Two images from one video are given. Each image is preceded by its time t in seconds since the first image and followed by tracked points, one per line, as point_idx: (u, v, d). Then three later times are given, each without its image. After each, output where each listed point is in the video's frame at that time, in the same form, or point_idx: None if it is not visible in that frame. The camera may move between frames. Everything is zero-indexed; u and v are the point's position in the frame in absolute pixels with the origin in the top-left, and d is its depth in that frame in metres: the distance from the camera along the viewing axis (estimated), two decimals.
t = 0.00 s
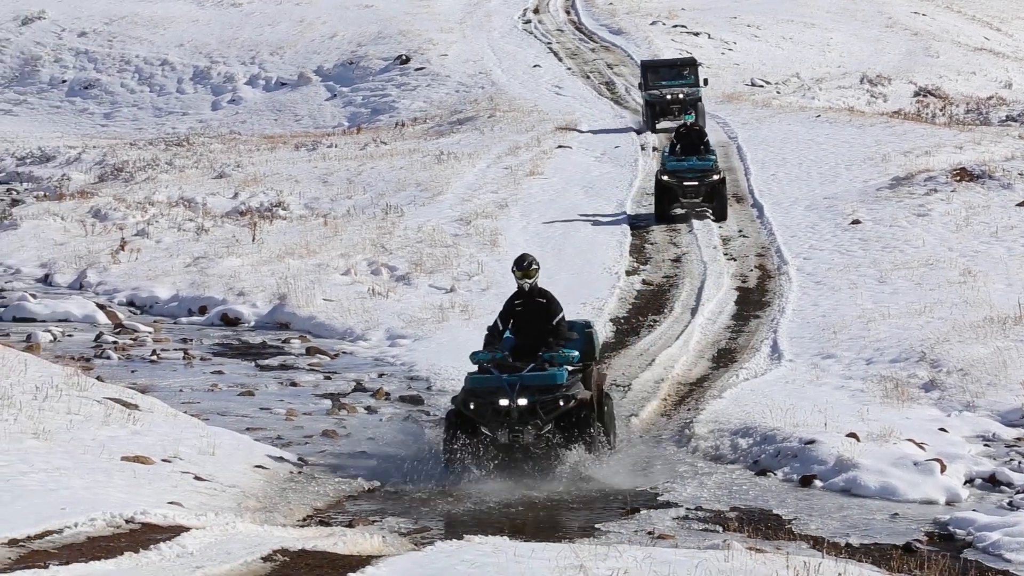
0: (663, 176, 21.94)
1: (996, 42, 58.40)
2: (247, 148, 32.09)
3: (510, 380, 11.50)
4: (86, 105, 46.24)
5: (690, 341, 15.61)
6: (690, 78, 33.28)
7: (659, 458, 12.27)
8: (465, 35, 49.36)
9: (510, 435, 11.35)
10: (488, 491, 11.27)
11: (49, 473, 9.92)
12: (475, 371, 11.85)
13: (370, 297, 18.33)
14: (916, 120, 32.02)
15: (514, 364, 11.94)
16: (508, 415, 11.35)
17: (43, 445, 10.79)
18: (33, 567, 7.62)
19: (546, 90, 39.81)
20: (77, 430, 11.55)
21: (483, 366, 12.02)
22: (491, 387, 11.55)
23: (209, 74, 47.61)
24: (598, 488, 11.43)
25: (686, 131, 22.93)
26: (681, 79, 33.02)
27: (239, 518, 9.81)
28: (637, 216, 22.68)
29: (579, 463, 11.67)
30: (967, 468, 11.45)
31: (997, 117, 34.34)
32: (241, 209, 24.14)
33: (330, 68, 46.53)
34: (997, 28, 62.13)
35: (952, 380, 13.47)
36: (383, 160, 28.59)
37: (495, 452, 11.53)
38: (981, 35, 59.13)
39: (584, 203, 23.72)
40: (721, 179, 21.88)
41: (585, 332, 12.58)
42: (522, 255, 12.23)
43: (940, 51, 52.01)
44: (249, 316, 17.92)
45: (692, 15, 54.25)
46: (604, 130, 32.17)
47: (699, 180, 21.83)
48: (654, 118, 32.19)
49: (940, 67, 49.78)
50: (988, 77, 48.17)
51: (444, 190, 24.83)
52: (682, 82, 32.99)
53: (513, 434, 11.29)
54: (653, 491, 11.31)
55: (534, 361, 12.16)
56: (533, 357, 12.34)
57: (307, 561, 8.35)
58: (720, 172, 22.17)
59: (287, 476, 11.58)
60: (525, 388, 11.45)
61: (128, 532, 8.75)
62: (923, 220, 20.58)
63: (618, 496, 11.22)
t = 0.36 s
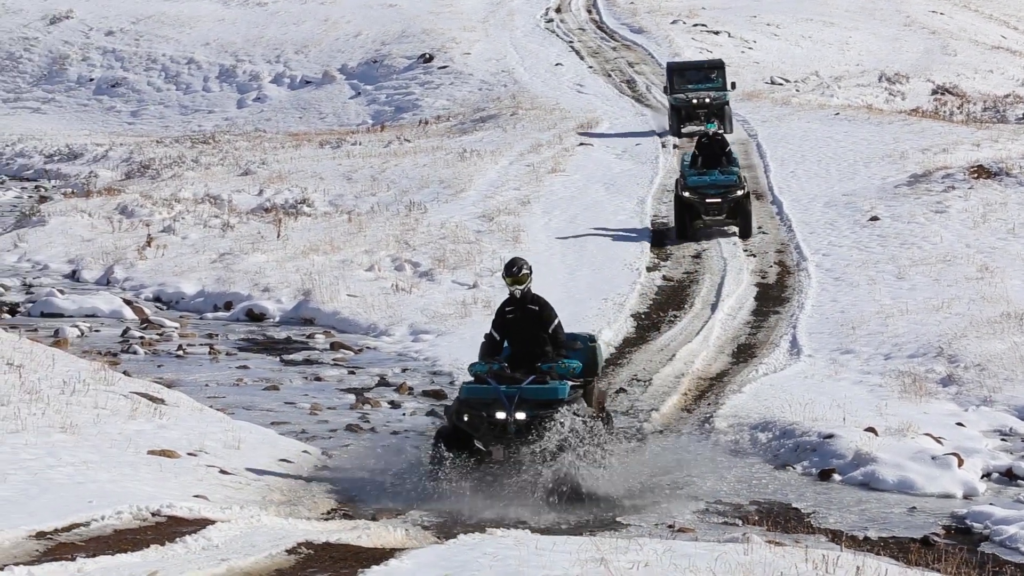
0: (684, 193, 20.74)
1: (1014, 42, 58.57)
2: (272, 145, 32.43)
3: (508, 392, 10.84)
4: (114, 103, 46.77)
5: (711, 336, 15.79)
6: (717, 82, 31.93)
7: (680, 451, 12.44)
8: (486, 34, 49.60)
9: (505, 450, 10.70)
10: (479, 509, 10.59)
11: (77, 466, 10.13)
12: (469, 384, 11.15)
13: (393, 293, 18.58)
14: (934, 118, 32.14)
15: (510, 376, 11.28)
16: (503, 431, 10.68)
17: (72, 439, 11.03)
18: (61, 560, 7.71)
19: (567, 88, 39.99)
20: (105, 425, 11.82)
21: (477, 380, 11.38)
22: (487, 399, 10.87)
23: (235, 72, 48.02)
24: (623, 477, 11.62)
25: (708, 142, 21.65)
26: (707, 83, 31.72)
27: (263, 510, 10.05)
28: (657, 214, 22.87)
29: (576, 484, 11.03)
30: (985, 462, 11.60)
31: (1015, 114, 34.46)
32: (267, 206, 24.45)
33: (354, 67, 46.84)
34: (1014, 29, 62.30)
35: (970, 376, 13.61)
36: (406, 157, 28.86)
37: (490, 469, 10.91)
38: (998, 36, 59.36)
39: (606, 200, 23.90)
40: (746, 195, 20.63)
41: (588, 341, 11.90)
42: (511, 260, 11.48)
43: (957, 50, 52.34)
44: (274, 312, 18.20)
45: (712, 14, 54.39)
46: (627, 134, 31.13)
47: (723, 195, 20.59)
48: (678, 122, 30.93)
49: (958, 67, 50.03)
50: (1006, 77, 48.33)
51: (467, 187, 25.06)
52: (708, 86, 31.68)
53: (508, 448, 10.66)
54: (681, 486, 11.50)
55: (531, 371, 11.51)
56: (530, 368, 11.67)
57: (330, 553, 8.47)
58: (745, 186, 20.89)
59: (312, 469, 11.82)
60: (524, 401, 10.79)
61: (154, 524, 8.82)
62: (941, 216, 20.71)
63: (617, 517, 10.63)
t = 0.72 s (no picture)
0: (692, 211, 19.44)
1: None
2: (291, 142, 32.75)
3: (488, 398, 10.48)
4: (135, 100, 47.22)
5: (724, 331, 15.99)
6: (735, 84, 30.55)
7: (693, 444, 12.62)
8: (503, 33, 49.81)
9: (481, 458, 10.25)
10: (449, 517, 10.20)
11: (99, 459, 10.34)
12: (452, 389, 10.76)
13: (411, 288, 18.83)
14: (945, 115, 32.36)
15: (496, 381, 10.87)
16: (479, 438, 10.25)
17: (93, 432, 11.28)
18: (83, 551, 7.84)
19: (583, 86, 40.16)
20: (127, 418, 12.09)
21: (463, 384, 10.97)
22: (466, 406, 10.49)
23: (255, 71, 48.36)
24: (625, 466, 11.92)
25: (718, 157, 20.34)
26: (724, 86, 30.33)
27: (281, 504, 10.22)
28: (671, 210, 23.07)
29: (554, 499, 10.50)
30: (994, 455, 11.77)
31: None
32: (286, 202, 24.76)
33: (371, 65, 47.10)
34: None
35: (980, 370, 13.77)
36: (424, 154, 29.11)
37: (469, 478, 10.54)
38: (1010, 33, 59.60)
39: (620, 197, 24.10)
40: (759, 212, 19.32)
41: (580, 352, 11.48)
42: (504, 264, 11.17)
43: (967, 48, 52.74)
44: (293, 307, 18.49)
45: (725, 12, 54.59)
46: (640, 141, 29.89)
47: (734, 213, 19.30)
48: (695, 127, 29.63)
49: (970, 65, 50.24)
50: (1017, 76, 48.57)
51: (484, 184, 25.29)
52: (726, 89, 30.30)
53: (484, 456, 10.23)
54: (683, 472, 11.85)
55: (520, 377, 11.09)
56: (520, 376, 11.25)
57: (349, 544, 8.55)
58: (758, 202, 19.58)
59: (330, 462, 12.08)
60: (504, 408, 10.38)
61: (176, 516, 9.04)
62: (951, 212, 20.88)
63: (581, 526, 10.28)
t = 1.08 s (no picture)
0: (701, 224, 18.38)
1: None
2: (309, 140, 33.11)
3: (440, 394, 9.47)
4: (156, 98, 47.68)
5: (735, 325, 16.22)
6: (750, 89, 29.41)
7: (705, 437, 12.84)
8: (518, 32, 50.10)
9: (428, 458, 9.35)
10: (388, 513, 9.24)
11: (120, 451, 10.60)
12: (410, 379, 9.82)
13: (427, 283, 19.12)
14: (952, 113, 32.77)
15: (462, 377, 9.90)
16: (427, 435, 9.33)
17: (114, 425, 11.58)
18: (104, 542, 7.86)
19: (596, 84, 40.45)
20: (148, 411, 12.40)
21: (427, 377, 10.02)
22: (419, 399, 9.55)
23: (274, 69, 48.75)
24: (633, 458, 12.16)
25: (726, 168, 19.25)
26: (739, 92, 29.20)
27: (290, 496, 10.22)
28: (683, 205, 23.31)
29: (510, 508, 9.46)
30: (1001, 448, 11.98)
31: None
32: (304, 198, 25.11)
33: (389, 64, 47.40)
34: None
35: (987, 363, 14.00)
36: (440, 151, 29.42)
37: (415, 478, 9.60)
38: (1016, 33, 60.40)
39: (634, 193, 24.37)
40: (770, 227, 18.32)
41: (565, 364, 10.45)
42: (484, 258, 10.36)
43: (973, 47, 53.84)
44: (311, 301, 18.81)
45: (737, 12, 54.98)
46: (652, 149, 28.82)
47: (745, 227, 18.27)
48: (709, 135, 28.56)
49: (979, 64, 50.71)
50: None
51: (499, 180, 25.58)
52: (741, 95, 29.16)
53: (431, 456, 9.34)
54: (689, 462, 12.10)
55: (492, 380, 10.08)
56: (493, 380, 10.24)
57: (366, 536, 8.49)
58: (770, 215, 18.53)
59: (347, 455, 12.35)
60: (457, 405, 9.40)
61: (195, 507, 9.17)
62: (959, 210, 21.22)
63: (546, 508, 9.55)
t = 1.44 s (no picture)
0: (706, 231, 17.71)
1: None
2: (330, 131, 33.48)
3: (382, 361, 8.22)
4: (180, 90, 48.16)
5: (750, 314, 16.46)
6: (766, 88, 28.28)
7: (720, 424, 13.06)
8: (536, 24, 50.32)
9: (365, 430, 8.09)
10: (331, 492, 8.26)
11: (145, 437, 10.94)
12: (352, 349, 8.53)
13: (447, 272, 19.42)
14: (963, 105, 33.05)
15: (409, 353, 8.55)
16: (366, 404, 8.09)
17: (140, 411, 11.94)
18: (131, 524, 7.97)
19: (613, 76, 40.69)
20: (173, 398, 12.76)
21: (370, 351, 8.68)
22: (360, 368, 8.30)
23: (296, 61, 49.13)
24: (648, 445, 12.35)
25: (738, 173, 18.52)
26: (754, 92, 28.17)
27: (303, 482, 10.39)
28: (699, 196, 23.54)
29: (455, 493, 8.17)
30: (1011, 434, 12.20)
31: None
32: (325, 188, 25.47)
33: (410, 56, 47.69)
34: None
35: (998, 351, 14.23)
36: (459, 142, 29.73)
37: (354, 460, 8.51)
38: None
39: (651, 183, 24.61)
40: (778, 235, 17.52)
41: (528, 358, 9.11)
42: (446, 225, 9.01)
43: (983, 40, 54.27)
44: (333, 290, 19.15)
45: (752, 5, 55.23)
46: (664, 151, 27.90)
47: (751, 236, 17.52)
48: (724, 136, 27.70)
49: (991, 57, 50.91)
50: None
51: (518, 171, 25.86)
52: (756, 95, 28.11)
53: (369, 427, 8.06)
54: (705, 447, 12.30)
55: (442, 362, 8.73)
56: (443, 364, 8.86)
57: (388, 520, 7.99)
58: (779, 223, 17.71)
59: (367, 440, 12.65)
60: (401, 375, 8.16)
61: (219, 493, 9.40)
62: (970, 200, 21.49)
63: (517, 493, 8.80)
